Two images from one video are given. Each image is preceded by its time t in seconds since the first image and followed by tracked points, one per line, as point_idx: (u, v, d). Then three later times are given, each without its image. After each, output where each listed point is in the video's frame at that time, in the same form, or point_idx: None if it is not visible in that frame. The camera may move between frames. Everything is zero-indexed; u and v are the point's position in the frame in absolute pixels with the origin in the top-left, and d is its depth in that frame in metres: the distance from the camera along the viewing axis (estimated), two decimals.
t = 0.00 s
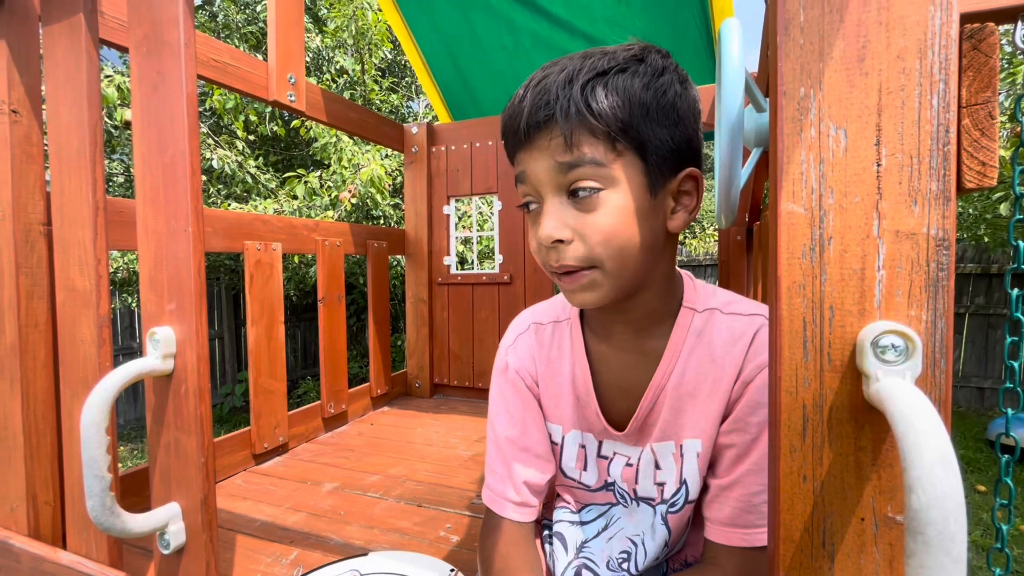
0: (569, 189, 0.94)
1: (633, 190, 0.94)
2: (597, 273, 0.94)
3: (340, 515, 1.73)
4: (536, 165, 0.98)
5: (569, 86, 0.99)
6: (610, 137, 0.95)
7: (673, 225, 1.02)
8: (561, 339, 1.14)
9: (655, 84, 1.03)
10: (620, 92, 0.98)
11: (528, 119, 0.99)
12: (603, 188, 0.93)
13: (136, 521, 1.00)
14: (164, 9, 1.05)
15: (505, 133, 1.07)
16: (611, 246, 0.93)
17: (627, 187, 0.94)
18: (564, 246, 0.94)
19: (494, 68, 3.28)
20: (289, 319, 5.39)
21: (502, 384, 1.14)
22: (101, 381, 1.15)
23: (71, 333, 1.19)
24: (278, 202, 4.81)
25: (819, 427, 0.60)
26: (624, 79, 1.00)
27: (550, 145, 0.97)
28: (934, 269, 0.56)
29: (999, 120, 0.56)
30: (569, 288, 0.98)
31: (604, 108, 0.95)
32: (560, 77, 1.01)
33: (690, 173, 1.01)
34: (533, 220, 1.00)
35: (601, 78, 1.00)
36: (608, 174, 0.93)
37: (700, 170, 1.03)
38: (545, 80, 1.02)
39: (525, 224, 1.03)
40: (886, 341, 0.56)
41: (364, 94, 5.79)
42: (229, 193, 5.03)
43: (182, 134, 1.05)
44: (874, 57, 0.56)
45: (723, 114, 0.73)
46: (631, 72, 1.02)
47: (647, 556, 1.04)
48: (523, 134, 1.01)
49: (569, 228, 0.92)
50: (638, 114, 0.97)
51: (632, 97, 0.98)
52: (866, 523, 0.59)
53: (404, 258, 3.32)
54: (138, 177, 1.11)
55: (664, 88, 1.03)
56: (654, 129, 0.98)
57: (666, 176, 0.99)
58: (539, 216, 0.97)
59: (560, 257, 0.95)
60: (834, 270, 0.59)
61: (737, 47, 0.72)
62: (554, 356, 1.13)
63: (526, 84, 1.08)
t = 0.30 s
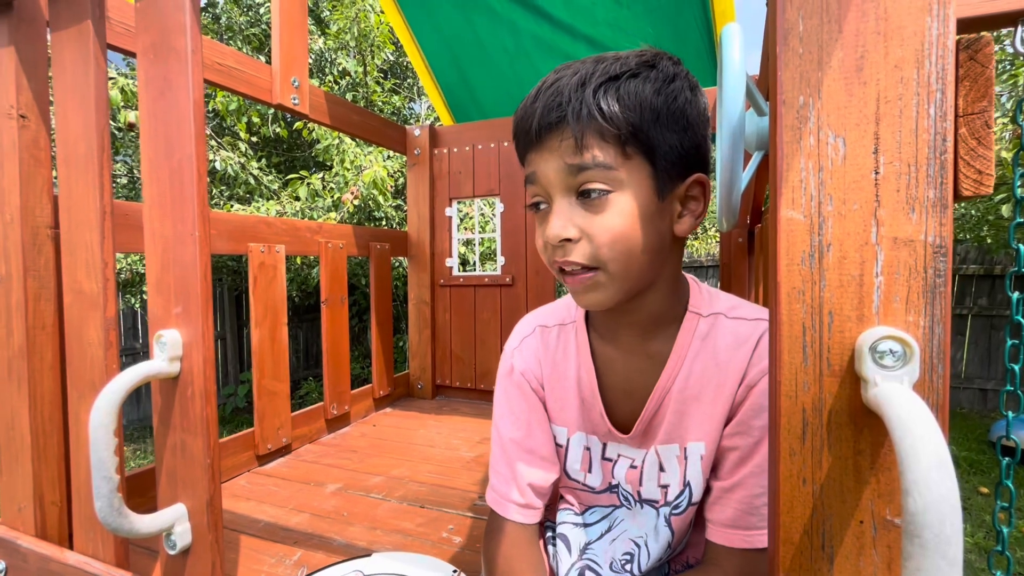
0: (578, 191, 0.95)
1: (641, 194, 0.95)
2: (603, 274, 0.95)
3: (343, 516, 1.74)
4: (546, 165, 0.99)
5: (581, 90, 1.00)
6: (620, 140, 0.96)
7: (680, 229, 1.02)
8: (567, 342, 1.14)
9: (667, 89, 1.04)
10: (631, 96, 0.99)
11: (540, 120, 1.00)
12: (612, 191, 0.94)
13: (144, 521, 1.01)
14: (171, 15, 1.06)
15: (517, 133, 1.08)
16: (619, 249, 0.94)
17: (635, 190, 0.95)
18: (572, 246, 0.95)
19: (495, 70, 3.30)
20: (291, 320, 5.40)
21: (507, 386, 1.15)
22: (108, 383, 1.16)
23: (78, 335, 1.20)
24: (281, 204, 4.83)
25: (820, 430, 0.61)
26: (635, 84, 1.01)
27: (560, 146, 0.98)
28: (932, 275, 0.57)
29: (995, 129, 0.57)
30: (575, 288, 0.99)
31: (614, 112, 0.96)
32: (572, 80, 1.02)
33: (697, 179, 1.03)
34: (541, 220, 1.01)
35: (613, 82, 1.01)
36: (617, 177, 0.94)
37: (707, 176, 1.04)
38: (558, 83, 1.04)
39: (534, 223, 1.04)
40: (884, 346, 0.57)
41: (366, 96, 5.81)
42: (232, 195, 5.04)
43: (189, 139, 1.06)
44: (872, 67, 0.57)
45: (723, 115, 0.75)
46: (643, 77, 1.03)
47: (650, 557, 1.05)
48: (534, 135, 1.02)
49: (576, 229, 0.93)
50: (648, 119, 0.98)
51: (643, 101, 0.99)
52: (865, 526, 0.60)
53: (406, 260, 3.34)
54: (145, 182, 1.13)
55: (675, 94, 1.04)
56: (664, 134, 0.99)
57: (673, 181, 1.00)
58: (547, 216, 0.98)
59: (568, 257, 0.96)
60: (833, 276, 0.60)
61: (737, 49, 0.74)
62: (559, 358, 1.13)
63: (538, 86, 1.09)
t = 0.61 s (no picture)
0: (585, 193, 0.96)
1: (647, 197, 0.96)
2: (607, 275, 0.96)
3: (346, 515, 1.75)
4: (554, 167, 1.00)
5: (590, 92, 1.00)
6: (628, 143, 0.97)
7: (685, 232, 1.03)
8: (571, 342, 1.15)
9: (675, 92, 1.04)
10: (640, 100, 0.99)
11: (548, 122, 1.01)
12: (618, 194, 0.95)
13: (150, 519, 1.02)
14: (177, 19, 1.07)
15: (525, 133, 1.08)
16: (623, 251, 0.95)
17: (642, 194, 0.96)
18: (577, 248, 0.96)
19: (497, 71, 3.31)
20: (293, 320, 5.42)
21: (511, 386, 1.16)
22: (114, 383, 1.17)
23: (84, 335, 1.21)
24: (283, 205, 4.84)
25: (820, 429, 0.61)
26: (644, 87, 1.02)
27: (568, 149, 0.98)
28: (929, 276, 0.58)
29: (992, 132, 0.58)
30: (579, 288, 1.00)
31: (623, 115, 0.97)
32: (581, 82, 1.03)
33: (703, 183, 1.03)
34: (547, 221, 1.02)
35: (622, 85, 1.01)
36: (624, 180, 0.95)
37: (712, 180, 1.05)
38: (567, 84, 1.04)
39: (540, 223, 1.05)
40: (883, 346, 0.57)
41: (368, 97, 5.82)
42: (235, 195, 5.06)
43: (195, 140, 1.07)
44: (871, 70, 0.58)
45: (723, 112, 0.76)
46: (652, 80, 1.04)
47: (652, 556, 1.05)
48: (542, 137, 1.03)
49: (582, 231, 0.94)
50: (656, 122, 0.99)
51: (651, 105, 1.00)
52: (863, 523, 0.61)
53: (408, 261, 3.35)
54: (151, 183, 1.14)
55: (683, 97, 1.05)
56: (672, 137, 1.00)
57: (680, 185, 1.00)
58: (553, 217, 0.99)
59: (573, 258, 0.97)
60: (832, 277, 0.60)
61: (737, 51, 0.75)
62: (563, 358, 1.14)
63: (547, 87, 1.09)
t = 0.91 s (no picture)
0: (576, 196, 0.98)
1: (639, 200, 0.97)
2: (598, 276, 0.97)
3: (349, 514, 1.76)
4: (546, 171, 1.02)
5: (582, 96, 1.01)
6: (618, 146, 0.97)
7: (680, 235, 1.04)
8: (568, 343, 1.16)
9: (669, 95, 1.05)
10: (631, 103, 1.00)
11: (540, 125, 1.03)
12: (608, 196, 0.96)
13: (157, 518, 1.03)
14: (184, 21, 1.08)
15: (520, 136, 1.10)
16: (613, 253, 0.96)
17: (633, 196, 0.97)
18: (568, 249, 0.97)
19: (498, 72, 3.32)
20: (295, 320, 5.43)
21: (510, 387, 1.17)
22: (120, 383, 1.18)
23: (91, 335, 1.22)
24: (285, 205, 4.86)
25: (818, 429, 0.62)
26: (636, 90, 1.02)
27: (559, 152, 1.00)
28: (927, 276, 0.58)
29: (988, 135, 0.59)
30: (572, 289, 1.01)
31: (613, 119, 0.98)
32: (574, 85, 1.04)
33: (699, 187, 1.04)
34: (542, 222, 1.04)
35: (614, 89, 1.02)
36: (614, 182, 0.96)
37: (709, 183, 1.05)
38: (560, 88, 1.06)
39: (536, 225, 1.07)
40: (881, 346, 0.58)
41: (370, 98, 5.84)
42: (237, 196, 5.08)
43: (201, 142, 1.08)
44: (869, 73, 0.59)
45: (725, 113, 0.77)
46: (645, 83, 1.05)
47: (652, 557, 1.06)
48: (535, 140, 1.04)
49: (573, 233, 0.96)
50: (648, 126, 1.00)
51: (642, 108, 1.00)
52: (863, 521, 0.62)
53: (410, 261, 3.36)
54: (157, 184, 1.15)
55: (678, 99, 1.05)
56: (663, 140, 1.00)
57: (673, 188, 1.01)
58: (547, 219, 1.01)
59: (564, 259, 0.99)
60: (832, 277, 0.61)
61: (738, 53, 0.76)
62: (561, 359, 1.15)
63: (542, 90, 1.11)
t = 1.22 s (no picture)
0: (578, 193, 0.99)
1: (639, 201, 0.98)
2: (596, 274, 0.98)
3: (350, 515, 1.77)
4: (550, 167, 1.02)
5: (588, 95, 1.02)
6: (620, 146, 0.98)
7: (679, 238, 1.04)
8: (567, 344, 1.16)
9: (675, 99, 1.05)
10: (636, 105, 1.01)
11: (546, 123, 1.04)
12: (609, 195, 0.97)
13: (160, 518, 1.04)
14: (187, 26, 1.09)
15: (527, 133, 1.11)
16: (612, 252, 0.97)
17: (633, 197, 0.98)
18: (567, 246, 0.98)
19: (499, 74, 3.32)
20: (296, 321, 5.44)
21: (509, 387, 1.17)
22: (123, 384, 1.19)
23: (95, 337, 1.23)
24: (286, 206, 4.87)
25: (816, 431, 0.63)
26: (642, 92, 1.03)
27: (563, 149, 1.01)
28: (924, 280, 0.59)
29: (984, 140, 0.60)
30: (569, 286, 1.02)
31: (617, 119, 0.99)
32: (581, 84, 1.05)
33: (700, 191, 1.04)
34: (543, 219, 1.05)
35: (620, 90, 1.03)
36: (615, 182, 0.97)
37: (710, 188, 1.05)
38: (568, 86, 1.07)
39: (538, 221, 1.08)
40: (878, 349, 0.59)
41: (371, 99, 5.85)
42: (239, 197, 5.09)
43: (204, 146, 1.09)
44: (866, 79, 0.60)
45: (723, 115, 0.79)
46: (652, 85, 1.05)
47: (650, 556, 1.07)
48: (540, 138, 1.05)
49: (573, 230, 0.97)
50: (652, 128, 1.00)
51: (647, 110, 1.01)
52: (860, 523, 0.62)
53: (411, 262, 3.37)
54: (160, 187, 1.15)
55: (683, 103, 1.06)
56: (667, 143, 1.01)
57: (674, 191, 1.02)
58: (548, 215, 1.02)
59: (563, 256, 0.99)
60: (829, 281, 0.62)
61: (739, 55, 0.79)
62: (559, 359, 1.15)
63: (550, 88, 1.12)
